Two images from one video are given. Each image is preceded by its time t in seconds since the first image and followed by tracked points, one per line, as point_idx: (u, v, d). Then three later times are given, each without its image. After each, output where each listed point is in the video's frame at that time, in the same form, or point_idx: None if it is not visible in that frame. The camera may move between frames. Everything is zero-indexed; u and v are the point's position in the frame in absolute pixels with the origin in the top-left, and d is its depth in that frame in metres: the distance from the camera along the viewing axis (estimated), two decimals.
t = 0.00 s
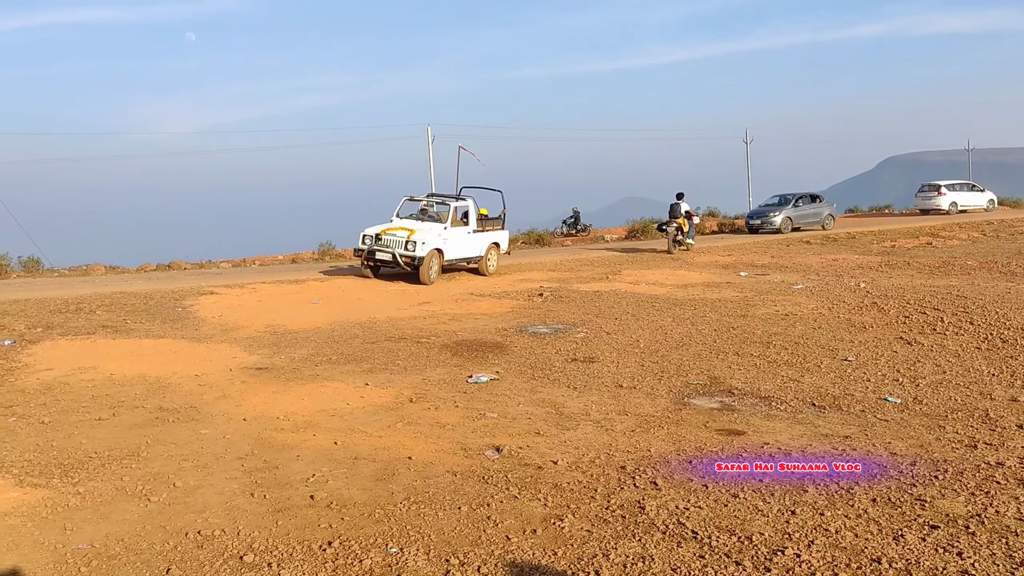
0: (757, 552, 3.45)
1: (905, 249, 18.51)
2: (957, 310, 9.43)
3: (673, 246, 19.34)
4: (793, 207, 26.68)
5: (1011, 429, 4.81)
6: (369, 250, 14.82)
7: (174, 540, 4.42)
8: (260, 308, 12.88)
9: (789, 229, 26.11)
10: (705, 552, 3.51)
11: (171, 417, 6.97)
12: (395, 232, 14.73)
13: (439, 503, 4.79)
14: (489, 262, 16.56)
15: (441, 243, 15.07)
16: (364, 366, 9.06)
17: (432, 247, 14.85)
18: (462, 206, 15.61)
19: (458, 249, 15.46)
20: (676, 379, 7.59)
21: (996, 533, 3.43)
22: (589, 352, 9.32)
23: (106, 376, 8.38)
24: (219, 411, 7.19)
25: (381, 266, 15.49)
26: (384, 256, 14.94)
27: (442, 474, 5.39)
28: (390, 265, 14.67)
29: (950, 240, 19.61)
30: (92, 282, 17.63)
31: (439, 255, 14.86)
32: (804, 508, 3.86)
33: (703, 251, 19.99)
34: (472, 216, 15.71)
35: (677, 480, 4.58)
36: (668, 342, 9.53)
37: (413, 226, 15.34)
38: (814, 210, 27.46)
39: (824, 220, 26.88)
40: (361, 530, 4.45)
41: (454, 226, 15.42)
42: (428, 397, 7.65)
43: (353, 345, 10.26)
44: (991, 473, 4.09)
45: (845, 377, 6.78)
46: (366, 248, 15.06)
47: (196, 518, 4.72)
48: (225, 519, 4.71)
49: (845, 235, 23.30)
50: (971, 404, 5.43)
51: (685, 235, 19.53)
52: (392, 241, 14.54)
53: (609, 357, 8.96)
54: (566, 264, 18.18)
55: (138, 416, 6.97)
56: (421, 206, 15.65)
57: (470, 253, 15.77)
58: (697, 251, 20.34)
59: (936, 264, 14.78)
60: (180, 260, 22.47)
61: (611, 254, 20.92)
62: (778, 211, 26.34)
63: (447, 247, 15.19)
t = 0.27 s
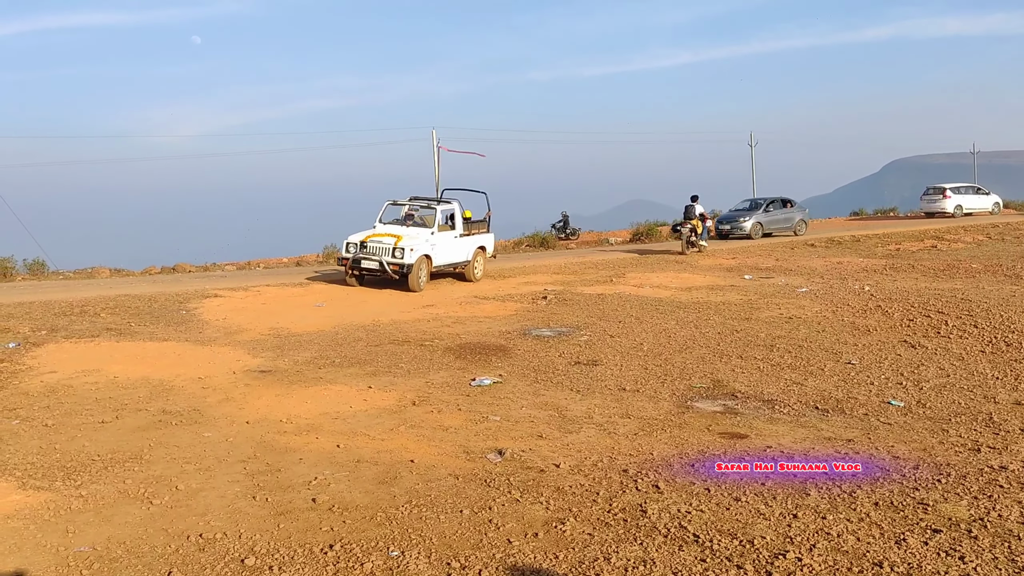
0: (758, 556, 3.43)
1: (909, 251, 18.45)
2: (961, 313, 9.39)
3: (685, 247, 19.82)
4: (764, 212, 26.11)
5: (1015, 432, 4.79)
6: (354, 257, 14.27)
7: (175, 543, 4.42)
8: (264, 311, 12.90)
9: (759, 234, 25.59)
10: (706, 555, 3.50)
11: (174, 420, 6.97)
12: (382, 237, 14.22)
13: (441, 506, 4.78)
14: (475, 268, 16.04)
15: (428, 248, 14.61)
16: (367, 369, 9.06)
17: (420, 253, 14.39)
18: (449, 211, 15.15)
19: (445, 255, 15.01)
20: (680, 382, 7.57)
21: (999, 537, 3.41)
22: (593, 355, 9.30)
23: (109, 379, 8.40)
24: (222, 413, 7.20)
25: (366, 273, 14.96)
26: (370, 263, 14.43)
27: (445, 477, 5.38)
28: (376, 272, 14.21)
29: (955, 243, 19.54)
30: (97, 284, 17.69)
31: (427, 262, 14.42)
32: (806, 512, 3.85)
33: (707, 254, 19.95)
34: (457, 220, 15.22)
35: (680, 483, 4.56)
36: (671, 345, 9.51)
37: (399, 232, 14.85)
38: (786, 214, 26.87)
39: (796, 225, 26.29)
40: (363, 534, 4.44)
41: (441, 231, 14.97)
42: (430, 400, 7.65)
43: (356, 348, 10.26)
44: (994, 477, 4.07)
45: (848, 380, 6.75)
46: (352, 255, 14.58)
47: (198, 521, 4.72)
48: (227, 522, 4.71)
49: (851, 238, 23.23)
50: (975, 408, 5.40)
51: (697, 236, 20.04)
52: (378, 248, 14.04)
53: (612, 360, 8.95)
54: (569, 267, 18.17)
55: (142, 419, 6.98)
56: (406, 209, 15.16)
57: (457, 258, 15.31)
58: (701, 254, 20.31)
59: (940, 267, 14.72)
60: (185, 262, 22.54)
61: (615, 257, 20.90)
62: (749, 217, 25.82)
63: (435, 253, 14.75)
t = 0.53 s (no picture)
0: (761, 558, 3.43)
1: (914, 253, 18.39)
2: (966, 315, 9.37)
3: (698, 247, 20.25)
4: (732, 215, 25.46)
5: (1019, 435, 4.77)
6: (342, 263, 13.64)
7: (178, 545, 4.42)
8: (268, 313, 12.92)
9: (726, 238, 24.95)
10: (709, 557, 3.49)
11: (178, 421, 6.99)
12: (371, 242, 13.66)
13: (444, 508, 4.78)
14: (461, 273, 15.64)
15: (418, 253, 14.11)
16: (370, 370, 9.07)
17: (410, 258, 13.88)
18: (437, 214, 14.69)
19: (435, 260, 14.52)
20: (683, 384, 7.56)
21: (1002, 539, 3.40)
22: (596, 357, 9.30)
23: (113, 381, 8.42)
24: (225, 415, 7.21)
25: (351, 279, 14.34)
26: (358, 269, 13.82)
27: (447, 479, 5.38)
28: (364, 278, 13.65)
29: (960, 245, 19.50)
30: (102, 286, 17.74)
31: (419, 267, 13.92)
32: (809, 514, 3.83)
33: (711, 256, 19.94)
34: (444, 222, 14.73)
35: (682, 485, 4.56)
36: (675, 347, 9.50)
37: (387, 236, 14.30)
38: (754, 217, 26.22)
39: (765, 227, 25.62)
40: (365, 535, 4.44)
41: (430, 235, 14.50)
42: (434, 401, 7.65)
43: (360, 350, 10.27)
44: (998, 479, 4.06)
45: (852, 382, 6.74)
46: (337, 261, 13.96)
47: (201, 523, 4.73)
48: (229, 524, 4.71)
49: (855, 240, 23.20)
50: (978, 410, 5.39)
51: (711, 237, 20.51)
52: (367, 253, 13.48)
53: (616, 362, 8.94)
54: (573, 269, 18.17)
55: (145, 420, 6.99)
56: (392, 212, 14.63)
57: (446, 262, 14.86)
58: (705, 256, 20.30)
59: (944, 269, 14.67)
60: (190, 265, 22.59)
61: (619, 259, 20.89)
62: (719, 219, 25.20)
63: (425, 258, 14.27)
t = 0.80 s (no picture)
0: (766, 560, 3.42)
1: (920, 255, 18.33)
2: (971, 316, 9.34)
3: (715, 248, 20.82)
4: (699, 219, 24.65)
5: None
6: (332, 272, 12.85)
7: (183, 546, 4.43)
8: (273, 315, 12.94)
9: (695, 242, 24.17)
10: (715, 559, 3.49)
11: (183, 423, 7.00)
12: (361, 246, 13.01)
13: (449, 510, 4.78)
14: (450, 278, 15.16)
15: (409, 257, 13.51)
16: (375, 372, 9.08)
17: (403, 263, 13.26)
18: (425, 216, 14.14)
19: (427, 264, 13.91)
20: (688, 386, 7.56)
21: (1009, 541, 3.40)
22: (601, 359, 9.30)
23: (118, 382, 8.44)
24: (230, 417, 7.22)
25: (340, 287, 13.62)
26: (348, 277, 13.05)
27: (452, 480, 5.38)
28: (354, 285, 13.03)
29: (965, 246, 19.44)
30: (107, 288, 17.80)
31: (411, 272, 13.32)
32: (815, 516, 3.83)
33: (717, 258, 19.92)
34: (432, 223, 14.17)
35: (688, 486, 4.55)
36: (680, 349, 9.49)
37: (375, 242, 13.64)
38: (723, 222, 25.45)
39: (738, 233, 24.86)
40: (370, 537, 4.45)
41: (420, 238, 13.91)
42: (438, 403, 7.66)
43: (365, 351, 10.28)
44: (1004, 481, 4.05)
45: (858, 383, 6.73)
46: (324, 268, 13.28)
47: (206, 524, 4.74)
48: (235, 525, 4.72)
49: (861, 241, 23.14)
50: (984, 411, 5.37)
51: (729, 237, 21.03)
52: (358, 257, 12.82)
53: (620, 364, 8.93)
54: (577, 271, 18.17)
55: (151, 422, 7.01)
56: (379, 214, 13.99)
57: (436, 266, 14.30)
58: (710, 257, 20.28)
59: (950, 270, 14.62)
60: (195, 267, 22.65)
61: (624, 260, 20.88)
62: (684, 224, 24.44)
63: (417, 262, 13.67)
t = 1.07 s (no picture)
0: (774, 560, 3.43)
1: (928, 255, 18.26)
2: (980, 317, 9.31)
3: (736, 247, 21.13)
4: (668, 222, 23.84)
5: None
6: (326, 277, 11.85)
7: (192, 546, 4.46)
8: (280, 316, 12.99)
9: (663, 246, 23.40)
10: (722, 560, 3.50)
11: (191, 423, 7.04)
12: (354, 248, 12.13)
13: (456, 510, 4.80)
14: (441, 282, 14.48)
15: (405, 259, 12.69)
16: (382, 372, 9.11)
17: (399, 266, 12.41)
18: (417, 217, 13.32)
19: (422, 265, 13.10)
20: (695, 387, 7.55)
21: (1017, 543, 3.39)
22: (608, 360, 9.29)
23: (127, 383, 8.49)
24: (238, 417, 7.25)
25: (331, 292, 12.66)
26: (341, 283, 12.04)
27: (459, 481, 5.39)
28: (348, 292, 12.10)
29: (974, 247, 19.36)
30: (116, 289, 17.90)
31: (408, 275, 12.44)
32: (822, 517, 3.83)
33: (724, 259, 19.87)
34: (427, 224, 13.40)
35: (695, 487, 4.55)
36: (687, 349, 9.48)
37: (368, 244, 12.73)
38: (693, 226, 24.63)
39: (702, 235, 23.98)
40: (378, 537, 4.47)
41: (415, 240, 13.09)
42: (445, 404, 7.67)
43: (372, 352, 10.31)
44: (1013, 482, 4.04)
45: (866, 385, 6.71)
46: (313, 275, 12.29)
47: (214, 524, 4.76)
48: (243, 526, 4.75)
49: (869, 241, 23.07)
50: (993, 412, 5.36)
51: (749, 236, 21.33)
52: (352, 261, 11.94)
53: (627, 365, 8.93)
54: (584, 272, 18.16)
55: (159, 422, 7.05)
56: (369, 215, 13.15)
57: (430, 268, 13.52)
58: (717, 258, 20.25)
59: (958, 271, 14.55)
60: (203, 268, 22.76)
61: (631, 261, 20.88)
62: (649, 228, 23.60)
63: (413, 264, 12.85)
